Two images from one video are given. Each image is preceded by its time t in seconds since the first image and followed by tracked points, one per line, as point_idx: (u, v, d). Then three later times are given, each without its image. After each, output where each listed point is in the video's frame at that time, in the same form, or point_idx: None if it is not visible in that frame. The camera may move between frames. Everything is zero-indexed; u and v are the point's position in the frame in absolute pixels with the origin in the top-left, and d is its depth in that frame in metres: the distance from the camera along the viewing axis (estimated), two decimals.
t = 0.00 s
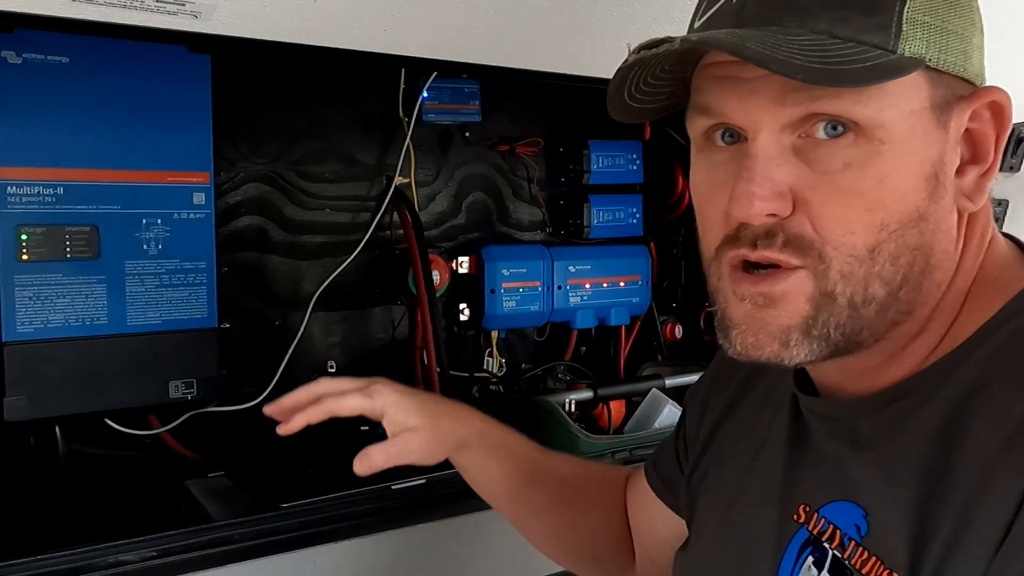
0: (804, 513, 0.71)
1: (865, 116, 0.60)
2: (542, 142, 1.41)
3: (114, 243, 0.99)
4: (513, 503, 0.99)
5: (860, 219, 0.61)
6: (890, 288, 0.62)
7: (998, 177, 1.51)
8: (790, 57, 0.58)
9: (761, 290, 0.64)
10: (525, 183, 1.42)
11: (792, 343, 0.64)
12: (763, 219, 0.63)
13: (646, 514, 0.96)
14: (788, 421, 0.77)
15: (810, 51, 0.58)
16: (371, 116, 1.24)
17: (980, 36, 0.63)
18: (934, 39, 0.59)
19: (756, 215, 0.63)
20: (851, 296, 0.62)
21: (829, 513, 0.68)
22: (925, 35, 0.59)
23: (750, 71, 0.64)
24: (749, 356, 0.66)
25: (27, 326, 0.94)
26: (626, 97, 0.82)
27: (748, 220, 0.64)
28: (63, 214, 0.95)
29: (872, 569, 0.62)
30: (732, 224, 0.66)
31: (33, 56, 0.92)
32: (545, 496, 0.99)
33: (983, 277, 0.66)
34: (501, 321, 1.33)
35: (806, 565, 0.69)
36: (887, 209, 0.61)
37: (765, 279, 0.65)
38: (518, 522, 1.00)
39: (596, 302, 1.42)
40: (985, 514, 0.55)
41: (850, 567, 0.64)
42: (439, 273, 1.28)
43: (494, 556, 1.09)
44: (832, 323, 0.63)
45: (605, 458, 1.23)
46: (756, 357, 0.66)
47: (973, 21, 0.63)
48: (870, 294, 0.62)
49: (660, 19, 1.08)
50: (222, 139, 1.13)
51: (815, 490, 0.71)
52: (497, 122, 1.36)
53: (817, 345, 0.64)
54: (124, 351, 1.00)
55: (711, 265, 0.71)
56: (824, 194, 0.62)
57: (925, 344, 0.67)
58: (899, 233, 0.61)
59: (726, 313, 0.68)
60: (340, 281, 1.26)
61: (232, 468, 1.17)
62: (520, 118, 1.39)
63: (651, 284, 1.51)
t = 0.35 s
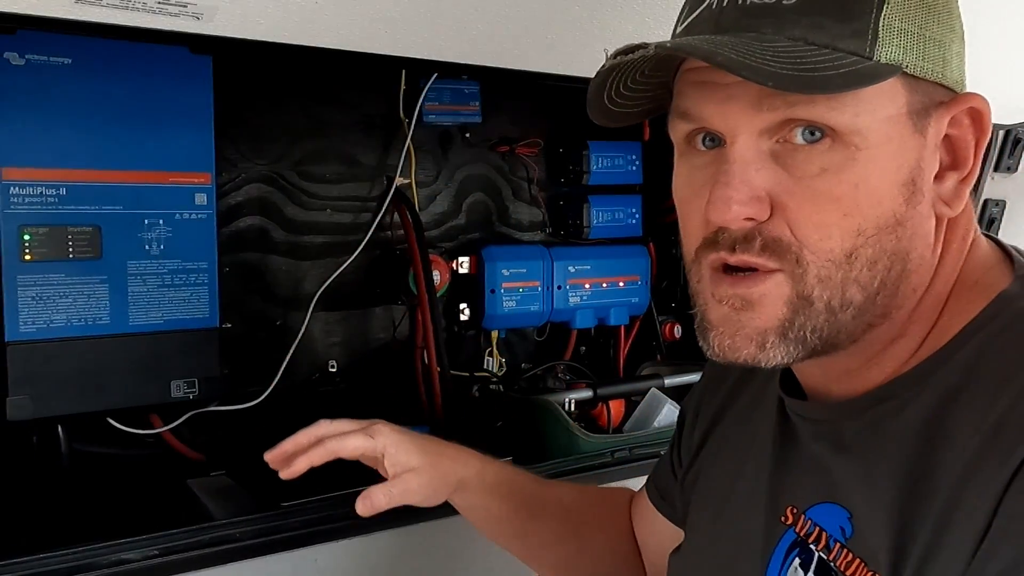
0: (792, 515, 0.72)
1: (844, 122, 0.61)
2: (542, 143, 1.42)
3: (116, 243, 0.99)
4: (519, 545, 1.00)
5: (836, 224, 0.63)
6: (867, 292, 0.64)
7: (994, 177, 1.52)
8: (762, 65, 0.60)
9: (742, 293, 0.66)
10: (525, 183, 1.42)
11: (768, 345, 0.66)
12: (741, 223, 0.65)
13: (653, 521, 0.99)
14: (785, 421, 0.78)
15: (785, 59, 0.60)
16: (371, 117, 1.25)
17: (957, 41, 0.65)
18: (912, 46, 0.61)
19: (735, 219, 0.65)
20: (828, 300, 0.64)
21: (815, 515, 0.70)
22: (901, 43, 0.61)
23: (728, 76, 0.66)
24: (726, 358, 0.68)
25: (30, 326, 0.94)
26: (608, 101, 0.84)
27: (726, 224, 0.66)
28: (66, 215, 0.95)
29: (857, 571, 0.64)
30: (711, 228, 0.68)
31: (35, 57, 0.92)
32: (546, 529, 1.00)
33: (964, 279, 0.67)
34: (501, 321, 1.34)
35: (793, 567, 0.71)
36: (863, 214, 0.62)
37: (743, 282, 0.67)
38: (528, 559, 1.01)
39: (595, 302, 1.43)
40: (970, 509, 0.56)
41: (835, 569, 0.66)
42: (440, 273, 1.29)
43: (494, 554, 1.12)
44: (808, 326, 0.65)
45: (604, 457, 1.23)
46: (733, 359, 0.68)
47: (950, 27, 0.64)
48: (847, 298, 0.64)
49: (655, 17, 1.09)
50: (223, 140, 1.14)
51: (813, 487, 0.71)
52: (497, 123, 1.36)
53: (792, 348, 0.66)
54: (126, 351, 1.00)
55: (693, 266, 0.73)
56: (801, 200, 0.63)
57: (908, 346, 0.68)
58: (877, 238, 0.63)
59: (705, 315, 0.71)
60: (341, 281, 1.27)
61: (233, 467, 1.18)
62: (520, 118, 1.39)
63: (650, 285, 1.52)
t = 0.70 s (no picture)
0: (792, 512, 0.73)
1: (838, 124, 0.62)
2: (542, 143, 1.42)
3: (118, 243, 1.00)
4: None
5: (832, 224, 0.63)
6: (860, 291, 0.65)
7: (992, 177, 1.52)
8: (753, 65, 0.61)
9: (739, 285, 0.67)
10: (525, 184, 1.43)
11: (761, 338, 0.67)
12: (734, 221, 0.66)
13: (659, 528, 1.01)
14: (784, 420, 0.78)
15: (778, 59, 0.61)
16: (372, 117, 1.25)
17: (957, 45, 0.65)
18: (908, 50, 0.61)
19: (728, 216, 0.66)
20: (823, 297, 0.65)
21: (815, 511, 0.71)
22: (897, 46, 0.61)
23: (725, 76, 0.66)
24: (724, 352, 0.70)
25: (33, 326, 0.95)
26: (606, 98, 0.84)
27: (721, 222, 0.67)
28: (68, 215, 0.96)
29: (856, 567, 0.64)
30: (708, 226, 0.69)
31: (38, 59, 0.93)
32: None
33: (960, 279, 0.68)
34: (501, 321, 1.35)
35: (792, 564, 0.71)
36: (857, 214, 0.63)
37: (740, 273, 0.67)
38: None
39: (595, 302, 1.43)
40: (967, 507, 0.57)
41: (834, 565, 0.66)
42: (440, 273, 1.29)
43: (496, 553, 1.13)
44: (801, 322, 0.65)
45: (604, 457, 1.24)
46: (728, 350, 0.69)
47: (949, 30, 0.64)
48: (840, 297, 0.65)
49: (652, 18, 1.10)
50: (224, 141, 1.14)
51: (813, 484, 0.72)
52: (497, 123, 1.37)
53: (786, 341, 0.66)
54: (128, 350, 1.01)
55: (692, 261, 0.73)
56: (795, 199, 0.64)
57: (905, 346, 0.69)
58: (871, 237, 0.64)
59: (704, 307, 0.72)
60: (342, 281, 1.27)
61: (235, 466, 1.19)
62: (520, 119, 1.40)
63: (649, 285, 1.52)
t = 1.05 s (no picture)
0: (794, 508, 0.74)
1: (836, 121, 0.62)
2: (542, 144, 1.43)
3: (120, 243, 1.01)
4: None
5: (828, 220, 0.64)
6: (859, 288, 0.65)
7: (989, 178, 1.53)
8: (749, 58, 0.61)
9: (743, 289, 0.68)
10: (525, 184, 1.44)
11: (764, 340, 0.67)
12: (732, 215, 0.67)
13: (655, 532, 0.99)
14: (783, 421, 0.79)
15: (773, 55, 0.62)
16: (373, 118, 1.26)
17: (961, 49, 0.66)
18: (907, 50, 0.62)
19: (725, 210, 0.67)
20: (825, 294, 0.65)
21: (818, 508, 0.71)
22: (896, 46, 0.61)
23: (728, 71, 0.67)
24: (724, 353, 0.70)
25: (35, 326, 0.95)
26: (612, 92, 0.85)
27: (718, 215, 0.68)
28: (71, 216, 0.97)
29: (858, 562, 0.65)
30: (707, 220, 0.69)
31: (40, 60, 0.93)
32: None
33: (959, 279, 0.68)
34: (501, 321, 1.35)
35: (795, 560, 0.71)
36: (854, 211, 0.64)
37: (744, 278, 0.68)
38: None
39: (594, 302, 1.44)
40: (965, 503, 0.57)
41: (836, 561, 0.67)
42: (441, 274, 1.30)
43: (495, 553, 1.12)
44: (804, 322, 0.66)
45: (604, 456, 1.25)
46: (728, 352, 0.69)
47: (952, 33, 0.65)
48: (841, 294, 0.65)
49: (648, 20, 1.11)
50: (226, 141, 1.15)
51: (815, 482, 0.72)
52: (497, 124, 1.38)
53: (789, 342, 0.67)
54: (130, 350, 1.01)
55: (694, 259, 0.74)
56: (792, 194, 0.65)
57: (905, 346, 0.69)
58: (869, 235, 0.64)
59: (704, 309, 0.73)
60: (342, 281, 1.28)
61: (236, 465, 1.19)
62: (520, 120, 1.40)
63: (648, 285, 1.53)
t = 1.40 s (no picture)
0: (810, 497, 0.71)
1: (739, 136, 0.66)
2: (542, 145, 1.44)
3: (122, 244, 1.01)
4: (532, 519, 0.96)
5: (743, 227, 0.68)
6: (793, 291, 0.68)
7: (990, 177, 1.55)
8: (640, 95, 0.68)
9: (700, 287, 0.75)
10: (525, 185, 1.44)
11: (711, 331, 0.73)
12: (680, 217, 0.73)
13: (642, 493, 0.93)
14: (782, 416, 0.79)
15: (664, 86, 0.67)
16: (374, 120, 1.26)
17: (908, 49, 0.60)
18: (810, 62, 0.61)
19: (672, 213, 0.73)
20: (756, 294, 0.69)
21: (833, 498, 0.69)
22: (793, 61, 0.61)
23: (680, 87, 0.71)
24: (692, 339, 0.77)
25: (38, 325, 0.96)
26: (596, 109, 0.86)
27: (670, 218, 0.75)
28: (74, 216, 0.97)
29: (875, 553, 0.64)
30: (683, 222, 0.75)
31: (43, 61, 0.94)
32: (565, 509, 0.96)
33: (981, 279, 0.65)
34: (501, 321, 1.36)
35: (808, 550, 0.70)
36: (766, 220, 0.67)
37: (705, 275, 0.74)
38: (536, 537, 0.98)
39: (593, 302, 1.45)
40: (986, 506, 0.56)
41: (852, 553, 0.65)
42: (442, 274, 1.31)
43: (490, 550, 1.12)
44: (741, 318, 0.70)
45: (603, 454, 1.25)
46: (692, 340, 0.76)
47: (888, 35, 0.60)
48: (773, 294, 0.68)
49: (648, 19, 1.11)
50: (227, 142, 1.15)
51: (813, 479, 0.72)
52: (497, 125, 1.38)
53: (730, 335, 0.72)
54: (133, 350, 1.02)
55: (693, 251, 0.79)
56: (719, 203, 0.69)
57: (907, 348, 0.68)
58: (788, 241, 0.67)
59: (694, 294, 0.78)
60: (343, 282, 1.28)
61: (238, 464, 1.20)
62: (519, 121, 1.41)
63: (647, 285, 1.53)
